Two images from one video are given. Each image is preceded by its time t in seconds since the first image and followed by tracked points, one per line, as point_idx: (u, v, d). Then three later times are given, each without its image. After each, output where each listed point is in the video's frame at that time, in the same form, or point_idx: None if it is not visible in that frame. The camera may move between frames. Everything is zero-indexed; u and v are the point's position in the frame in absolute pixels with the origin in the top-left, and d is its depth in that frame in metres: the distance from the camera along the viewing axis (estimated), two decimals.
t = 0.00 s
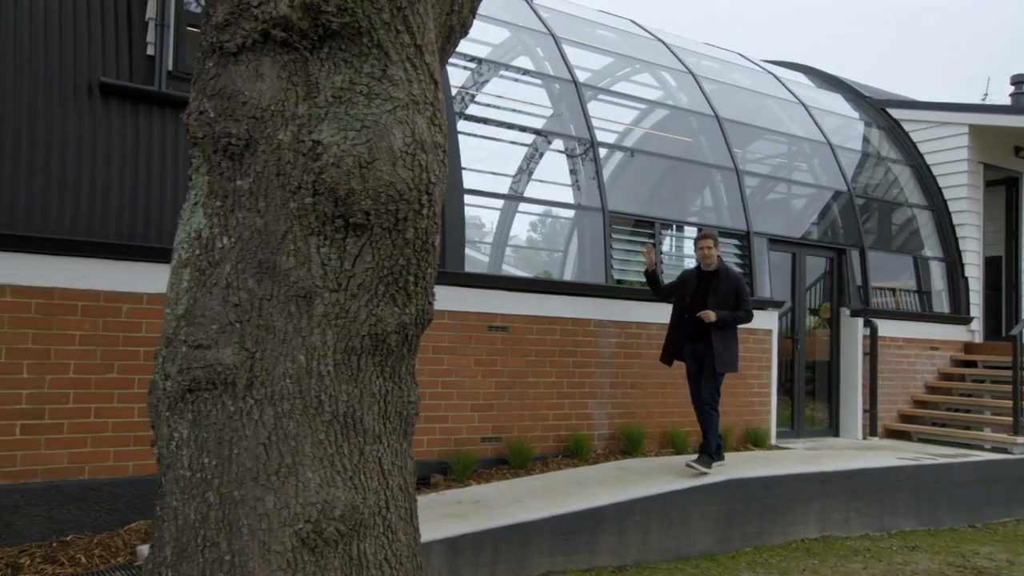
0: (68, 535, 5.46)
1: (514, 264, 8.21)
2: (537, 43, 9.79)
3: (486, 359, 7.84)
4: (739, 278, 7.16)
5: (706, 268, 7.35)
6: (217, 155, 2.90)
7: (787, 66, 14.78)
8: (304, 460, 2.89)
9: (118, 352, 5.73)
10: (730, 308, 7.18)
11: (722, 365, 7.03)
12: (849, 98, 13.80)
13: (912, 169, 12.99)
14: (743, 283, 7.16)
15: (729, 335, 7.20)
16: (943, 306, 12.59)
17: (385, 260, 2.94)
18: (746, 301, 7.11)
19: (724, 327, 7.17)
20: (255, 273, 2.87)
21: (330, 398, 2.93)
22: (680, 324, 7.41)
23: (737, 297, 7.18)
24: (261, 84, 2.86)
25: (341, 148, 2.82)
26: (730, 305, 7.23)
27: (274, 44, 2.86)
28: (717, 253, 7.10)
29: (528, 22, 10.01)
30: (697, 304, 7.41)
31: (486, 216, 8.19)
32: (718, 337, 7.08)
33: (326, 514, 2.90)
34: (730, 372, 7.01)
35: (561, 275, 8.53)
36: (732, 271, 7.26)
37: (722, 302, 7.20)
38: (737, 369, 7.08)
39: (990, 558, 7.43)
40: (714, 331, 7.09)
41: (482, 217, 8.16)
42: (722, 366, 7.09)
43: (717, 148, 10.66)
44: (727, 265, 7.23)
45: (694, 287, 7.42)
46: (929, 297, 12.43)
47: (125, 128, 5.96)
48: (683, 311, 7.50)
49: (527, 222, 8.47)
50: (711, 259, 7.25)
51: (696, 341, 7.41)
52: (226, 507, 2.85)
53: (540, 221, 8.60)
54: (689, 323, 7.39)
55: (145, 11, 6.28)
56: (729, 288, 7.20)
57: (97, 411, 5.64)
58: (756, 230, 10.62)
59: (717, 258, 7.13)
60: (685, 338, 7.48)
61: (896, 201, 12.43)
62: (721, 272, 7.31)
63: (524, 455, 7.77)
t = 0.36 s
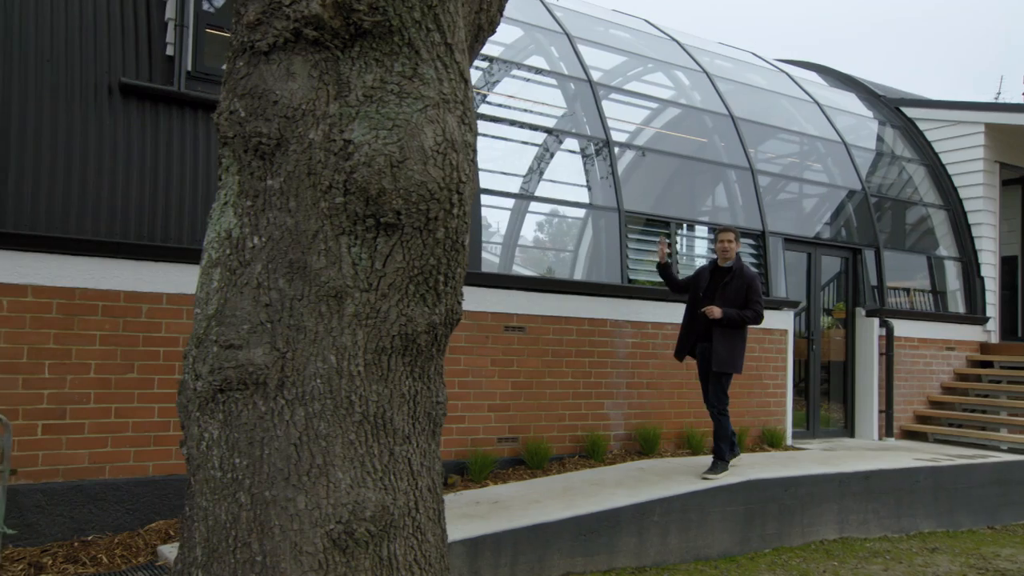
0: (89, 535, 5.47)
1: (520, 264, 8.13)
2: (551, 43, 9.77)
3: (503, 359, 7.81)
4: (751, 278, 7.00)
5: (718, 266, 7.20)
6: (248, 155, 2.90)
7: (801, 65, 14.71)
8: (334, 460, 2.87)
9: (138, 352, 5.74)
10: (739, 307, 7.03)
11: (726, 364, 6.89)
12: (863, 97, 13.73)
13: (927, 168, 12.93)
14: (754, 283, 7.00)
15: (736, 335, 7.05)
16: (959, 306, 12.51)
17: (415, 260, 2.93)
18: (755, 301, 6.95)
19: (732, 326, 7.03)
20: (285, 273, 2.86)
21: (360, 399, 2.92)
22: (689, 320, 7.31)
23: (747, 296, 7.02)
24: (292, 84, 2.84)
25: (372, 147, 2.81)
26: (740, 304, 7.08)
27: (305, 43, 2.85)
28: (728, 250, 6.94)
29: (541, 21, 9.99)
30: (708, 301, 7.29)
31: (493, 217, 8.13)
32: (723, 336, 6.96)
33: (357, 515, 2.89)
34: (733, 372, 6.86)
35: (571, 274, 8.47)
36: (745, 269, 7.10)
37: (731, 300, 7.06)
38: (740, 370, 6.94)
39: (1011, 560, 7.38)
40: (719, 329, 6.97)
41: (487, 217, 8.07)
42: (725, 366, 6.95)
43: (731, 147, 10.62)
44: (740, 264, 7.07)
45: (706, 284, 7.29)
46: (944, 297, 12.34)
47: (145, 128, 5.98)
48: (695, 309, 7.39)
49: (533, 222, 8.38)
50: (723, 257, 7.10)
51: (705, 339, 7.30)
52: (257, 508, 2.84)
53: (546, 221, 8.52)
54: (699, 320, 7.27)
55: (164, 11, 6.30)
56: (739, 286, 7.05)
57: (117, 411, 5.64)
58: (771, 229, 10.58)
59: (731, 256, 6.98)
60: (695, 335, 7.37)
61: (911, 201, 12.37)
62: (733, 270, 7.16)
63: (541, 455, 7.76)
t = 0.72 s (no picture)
0: (108, 535, 5.48)
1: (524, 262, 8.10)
2: (562, 42, 9.76)
3: (518, 358, 7.79)
4: (762, 275, 6.74)
5: (728, 264, 6.94)
6: (277, 154, 2.89)
7: (812, 64, 14.65)
8: (363, 460, 2.86)
9: (156, 352, 5.74)
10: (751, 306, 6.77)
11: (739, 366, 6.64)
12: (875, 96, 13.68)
13: (940, 168, 12.87)
14: (766, 280, 6.73)
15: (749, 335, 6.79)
16: (973, 305, 12.46)
17: (443, 260, 2.92)
18: (768, 300, 6.68)
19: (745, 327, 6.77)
20: (314, 273, 2.85)
21: (389, 399, 2.91)
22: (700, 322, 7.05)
23: (759, 295, 6.76)
24: (321, 82, 2.83)
25: (402, 146, 2.80)
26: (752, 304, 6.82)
27: (334, 41, 2.84)
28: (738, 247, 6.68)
29: (553, 21, 9.97)
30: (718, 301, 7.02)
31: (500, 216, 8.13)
32: (735, 337, 6.70)
33: (386, 516, 2.87)
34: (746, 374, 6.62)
35: (579, 273, 8.41)
36: (756, 267, 6.83)
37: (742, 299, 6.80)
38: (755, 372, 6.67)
39: None
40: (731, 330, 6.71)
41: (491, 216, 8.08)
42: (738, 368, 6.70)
43: (743, 147, 10.58)
44: (750, 261, 6.82)
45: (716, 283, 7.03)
46: (956, 297, 12.26)
47: (162, 128, 5.98)
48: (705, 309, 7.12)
49: (538, 222, 8.36)
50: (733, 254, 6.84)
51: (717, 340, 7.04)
52: (287, 508, 2.82)
53: (551, 222, 8.49)
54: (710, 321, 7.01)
55: (181, 11, 6.31)
56: (750, 285, 6.78)
57: (135, 411, 5.64)
58: (784, 229, 10.54)
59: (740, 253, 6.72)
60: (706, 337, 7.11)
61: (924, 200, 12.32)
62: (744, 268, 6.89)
63: (556, 455, 7.73)
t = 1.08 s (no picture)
0: (125, 535, 5.47)
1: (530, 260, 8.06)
2: (573, 41, 9.75)
3: (531, 358, 7.78)
4: (769, 274, 6.52)
5: (733, 263, 6.68)
6: (305, 153, 2.87)
7: (821, 63, 14.60)
8: (391, 460, 2.85)
9: (171, 352, 5.72)
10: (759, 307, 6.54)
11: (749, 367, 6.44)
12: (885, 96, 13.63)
13: (951, 167, 12.82)
14: (773, 280, 6.51)
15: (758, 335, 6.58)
16: (984, 305, 12.41)
17: (471, 259, 2.90)
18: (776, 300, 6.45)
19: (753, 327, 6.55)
20: (342, 272, 2.83)
21: (417, 399, 2.90)
22: (706, 323, 6.79)
23: (767, 294, 6.52)
24: (350, 81, 2.82)
25: (431, 145, 2.78)
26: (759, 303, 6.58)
27: (363, 40, 2.83)
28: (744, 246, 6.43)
29: (564, 20, 9.96)
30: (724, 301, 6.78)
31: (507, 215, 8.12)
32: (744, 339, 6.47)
33: (414, 516, 2.86)
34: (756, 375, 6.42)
35: (588, 273, 8.40)
36: (762, 265, 6.59)
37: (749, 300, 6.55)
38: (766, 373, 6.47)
39: None
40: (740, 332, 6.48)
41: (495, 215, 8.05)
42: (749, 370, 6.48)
43: (754, 146, 10.56)
44: (756, 260, 6.60)
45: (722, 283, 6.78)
46: (966, 297, 12.20)
47: (178, 127, 5.97)
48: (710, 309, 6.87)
49: (542, 221, 8.33)
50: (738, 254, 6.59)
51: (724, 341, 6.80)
52: (315, 508, 2.81)
53: (555, 222, 8.45)
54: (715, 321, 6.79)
55: (196, 11, 6.32)
56: (758, 284, 6.54)
57: (151, 411, 5.63)
58: (796, 229, 10.51)
59: (746, 252, 6.48)
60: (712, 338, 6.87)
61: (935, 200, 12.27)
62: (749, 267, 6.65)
63: (570, 456, 7.72)
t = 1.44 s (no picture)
0: (141, 534, 5.46)
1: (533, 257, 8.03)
2: (585, 40, 9.74)
3: (545, 358, 7.77)
4: (767, 273, 6.37)
5: (730, 263, 6.52)
6: (332, 151, 2.86)
7: (831, 62, 14.55)
8: (418, 460, 2.84)
9: (186, 352, 5.69)
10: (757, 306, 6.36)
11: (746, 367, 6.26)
12: (896, 95, 13.58)
13: (962, 166, 12.77)
14: (771, 280, 6.34)
15: (755, 335, 6.43)
16: (995, 305, 12.36)
17: (499, 257, 2.89)
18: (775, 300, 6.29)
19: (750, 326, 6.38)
20: (370, 270, 2.82)
21: (444, 398, 2.88)
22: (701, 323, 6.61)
23: (764, 294, 6.35)
24: (377, 79, 2.81)
25: (459, 143, 2.77)
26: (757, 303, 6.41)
27: (391, 38, 2.82)
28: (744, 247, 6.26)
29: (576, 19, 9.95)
30: (720, 302, 6.59)
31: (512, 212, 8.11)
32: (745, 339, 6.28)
33: (442, 516, 2.84)
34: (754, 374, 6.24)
35: (594, 272, 8.39)
36: (760, 265, 6.42)
37: (747, 300, 6.37)
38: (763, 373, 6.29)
39: None
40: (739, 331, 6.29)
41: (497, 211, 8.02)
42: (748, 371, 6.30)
43: (765, 145, 10.54)
44: (754, 259, 6.44)
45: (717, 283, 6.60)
46: (976, 297, 12.13)
47: (194, 128, 5.97)
48: (705, 309, 6.68)
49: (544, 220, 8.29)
50: (737, 254, 6.42)
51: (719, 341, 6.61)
52: (343, 508, 2.80)
53: (558, 222, 8.42)
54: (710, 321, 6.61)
55: (211, 11, 6.31)
56: (756, 284, 6.37)
57: (167, 411, 5.61)
58: (808, 229, 10.48)
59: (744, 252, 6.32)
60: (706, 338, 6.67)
61: (946, 199, 12.23)
62: (748, 267, 6.48)
63: (583, 457, 7.69)
